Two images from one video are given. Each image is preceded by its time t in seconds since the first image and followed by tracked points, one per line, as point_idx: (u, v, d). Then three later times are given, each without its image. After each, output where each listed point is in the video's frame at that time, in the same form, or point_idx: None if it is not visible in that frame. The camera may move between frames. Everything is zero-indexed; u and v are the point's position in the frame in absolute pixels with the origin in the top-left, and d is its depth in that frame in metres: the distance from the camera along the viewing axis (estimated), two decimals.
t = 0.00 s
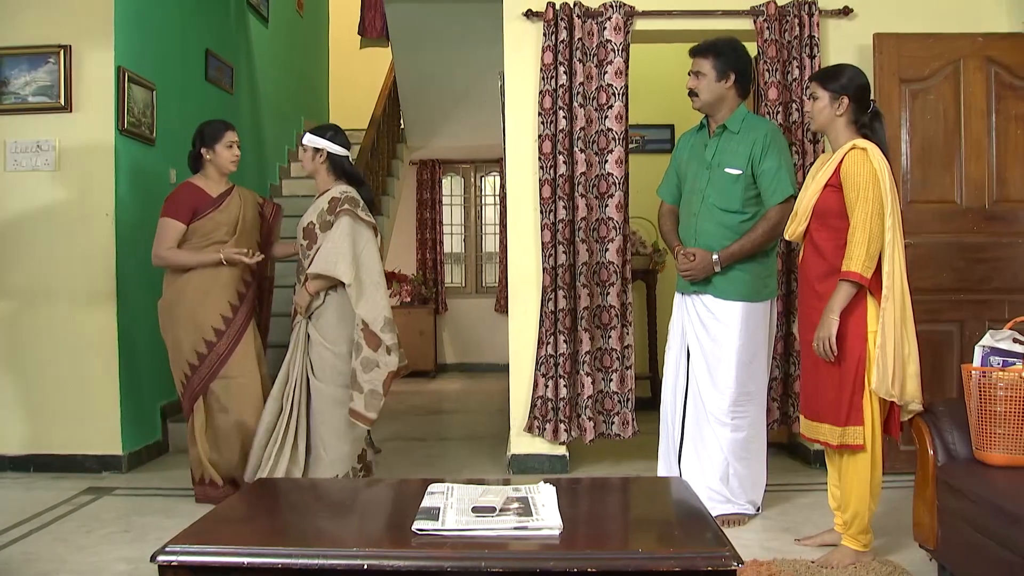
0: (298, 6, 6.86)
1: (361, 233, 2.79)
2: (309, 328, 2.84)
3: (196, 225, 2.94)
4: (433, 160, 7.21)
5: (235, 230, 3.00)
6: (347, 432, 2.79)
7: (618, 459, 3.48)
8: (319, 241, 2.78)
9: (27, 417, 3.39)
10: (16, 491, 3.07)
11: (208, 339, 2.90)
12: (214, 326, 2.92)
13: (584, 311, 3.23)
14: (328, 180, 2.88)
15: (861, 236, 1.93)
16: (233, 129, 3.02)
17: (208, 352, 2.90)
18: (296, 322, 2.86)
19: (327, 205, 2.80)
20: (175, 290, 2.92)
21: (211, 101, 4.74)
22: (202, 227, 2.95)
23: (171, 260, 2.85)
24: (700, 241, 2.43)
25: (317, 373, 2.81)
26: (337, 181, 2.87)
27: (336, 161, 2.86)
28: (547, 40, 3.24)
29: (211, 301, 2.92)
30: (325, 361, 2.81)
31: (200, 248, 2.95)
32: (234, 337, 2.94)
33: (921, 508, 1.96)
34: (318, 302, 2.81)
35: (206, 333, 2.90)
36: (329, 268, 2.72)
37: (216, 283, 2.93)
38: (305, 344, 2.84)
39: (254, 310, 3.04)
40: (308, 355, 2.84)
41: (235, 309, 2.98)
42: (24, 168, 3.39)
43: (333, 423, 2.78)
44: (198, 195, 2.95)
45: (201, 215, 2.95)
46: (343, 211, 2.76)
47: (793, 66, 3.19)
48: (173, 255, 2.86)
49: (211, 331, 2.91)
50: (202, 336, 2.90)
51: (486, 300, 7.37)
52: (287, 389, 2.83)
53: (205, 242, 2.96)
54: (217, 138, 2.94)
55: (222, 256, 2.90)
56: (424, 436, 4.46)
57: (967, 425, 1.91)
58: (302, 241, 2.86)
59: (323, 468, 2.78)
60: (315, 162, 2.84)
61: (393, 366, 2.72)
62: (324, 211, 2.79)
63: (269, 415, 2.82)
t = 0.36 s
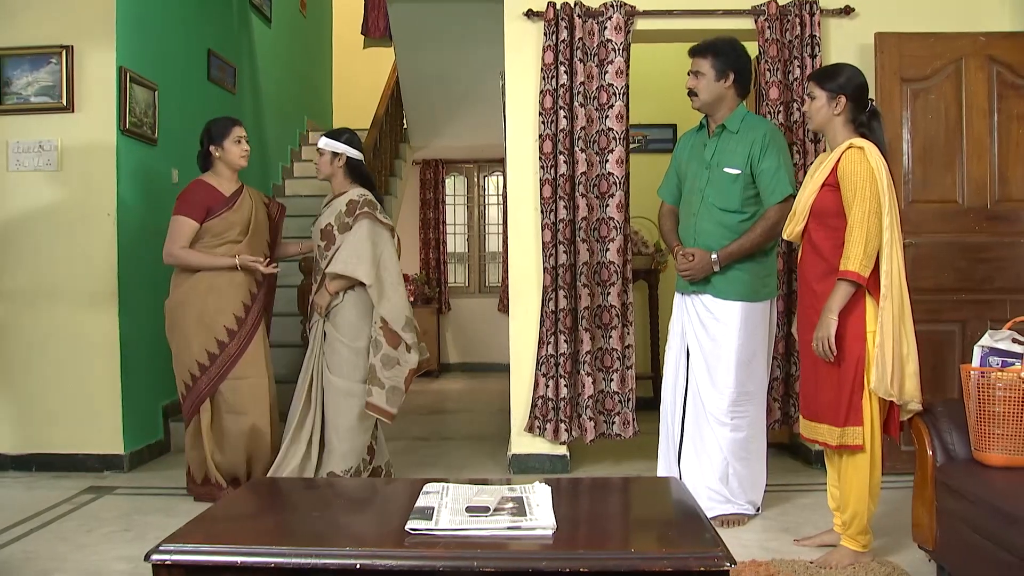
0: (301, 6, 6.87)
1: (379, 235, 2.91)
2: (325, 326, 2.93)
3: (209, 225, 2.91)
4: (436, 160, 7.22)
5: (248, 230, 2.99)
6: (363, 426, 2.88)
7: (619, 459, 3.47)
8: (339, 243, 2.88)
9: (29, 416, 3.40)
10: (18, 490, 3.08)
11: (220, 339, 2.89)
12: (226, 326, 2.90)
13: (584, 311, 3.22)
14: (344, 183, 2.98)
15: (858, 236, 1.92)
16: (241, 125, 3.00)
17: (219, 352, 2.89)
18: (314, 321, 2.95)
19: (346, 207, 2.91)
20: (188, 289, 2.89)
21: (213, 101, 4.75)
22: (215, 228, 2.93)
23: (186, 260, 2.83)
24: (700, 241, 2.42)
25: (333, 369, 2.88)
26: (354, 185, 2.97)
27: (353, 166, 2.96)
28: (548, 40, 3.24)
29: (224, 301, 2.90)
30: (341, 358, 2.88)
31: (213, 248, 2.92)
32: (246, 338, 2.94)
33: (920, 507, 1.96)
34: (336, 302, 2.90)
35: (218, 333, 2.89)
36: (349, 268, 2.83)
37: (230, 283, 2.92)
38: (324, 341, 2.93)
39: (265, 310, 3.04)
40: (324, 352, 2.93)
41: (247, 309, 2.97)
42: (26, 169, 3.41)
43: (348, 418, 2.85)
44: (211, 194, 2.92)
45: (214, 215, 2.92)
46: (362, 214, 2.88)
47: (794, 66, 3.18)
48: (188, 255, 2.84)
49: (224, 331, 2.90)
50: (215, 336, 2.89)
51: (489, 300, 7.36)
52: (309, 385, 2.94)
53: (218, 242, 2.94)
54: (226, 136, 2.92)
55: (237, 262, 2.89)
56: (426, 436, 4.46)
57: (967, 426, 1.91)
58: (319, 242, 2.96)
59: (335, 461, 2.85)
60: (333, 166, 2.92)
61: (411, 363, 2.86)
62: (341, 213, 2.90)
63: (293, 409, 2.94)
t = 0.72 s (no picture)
0: (300, 6, 6.87)
1: (393, 237, 2.99)
2: (334, 326, 2.97)
3: (213, 224, 2.90)
4: (436, 160, 7.21)
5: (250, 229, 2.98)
6: (372, 423, 2.94)
7: (617, 459, 3.47)
8: (354, 245, 2.94)
9: (27, 416, 3.40)
10: (16, 489, 3.09)
11: (221, 340, 2.88)
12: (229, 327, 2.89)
13: (582, 311, 3.22)
14: (354, 187, 3.03)
15: (851, 236, 1.93)
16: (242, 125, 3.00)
17: (221, 352, 2.88)
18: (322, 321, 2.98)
19: (358, 210, 2.96)
20: (191, 289, 2.86)
21: (212, 101, 4.75)
22: (219, 227, 2.92)
23: (193, 259, 2.82)
24: (695, 241, 2.42)
25: (344, 366, 2.93)
26: (365, 188, 3.03)
27: (365, 169, 3.02)
28: (545, 40, 3.24)
29: (226, 301, 2.89)
30: (353, 355, 2.94)
31: (218, 247, 2.91)
32: (248, 338, 2.93)
33: (915, 507, 1.95)
34: (347, 302, 2.95)
35: (220, 333, 2.88)
36: (367, 270, 2.91)
37: (232, 283, 2.91)
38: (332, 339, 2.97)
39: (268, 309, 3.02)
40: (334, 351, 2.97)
41: (249, 309, 2.95)
42: (24, 169, 3.41)
43: (360, 414, 2.90)
44: (215, 193, 2.92)
45: (218, 214, 2.91)
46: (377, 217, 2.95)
47: (791, 66, 3.18)
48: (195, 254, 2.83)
49: (225, 332, 2.88)
50: (216, 337, 2.87)
51: (489, 300, 7.35)
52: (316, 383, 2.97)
53: (222, 242, 2.93)
54: (227, 135, 2.92)
55: (244, 259, 2.88)
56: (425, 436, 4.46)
57: (961, 426, 1.91)
58: (328, 243, 3.01)
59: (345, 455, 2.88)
60: (345, 169, 2.97)
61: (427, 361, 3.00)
62: (354, 215, 2.96)
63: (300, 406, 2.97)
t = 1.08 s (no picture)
0: (302, 6, 6.88)
1: (406, 238, 3.01)
2: (347, 326, 2.97)
3: (225, 221, 2.88)
4: (439, 159, 7.19)
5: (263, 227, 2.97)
6: (391, 420, 2.96)
7: (616, 460, 3.47)
8: (367, 245, 2.95)
9: (28, 415, 3.41)
10: (16, 488, 3.10)
11: (236, 338, 2.86)
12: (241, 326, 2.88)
13: (581, 311, 3.22)
14: (362, 186, 3.03)
15: (847, 237, 1.93)
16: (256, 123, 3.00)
17: (234, 350, 2.86)
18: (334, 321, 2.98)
19: (370, 210, 2.97)
20: (204, 288, 2.85)
21: (213, 101, 4.77)
22: (230, 224, 2.89)
23: (204, 256, 2.78)
24: (694, 241, 2.42)
25: (360, 365, 2.94)
26: (374, 188, 3.05)
27: (374, 168, 3.05)
28: (544, 40, 3.24)
29: (240, 299, 2.88)
30: (368, 354, 2.95)
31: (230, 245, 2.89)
32: (261, 335, 2.92)
33: (914, 508, 1.95)
34: (362, 301, 2.96)
35: (233, 331, 2.86)
36: (383, 270, 2.93)
37: (244, 281, 2.90)
38: (345, 339, 2.97)
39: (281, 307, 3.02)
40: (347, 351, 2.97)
41: (262, 308, 2.94)
42: (25, 169, 3.42)
43: (378, 412, 2.93)
44: (226, 191, 2.90)
45: (229, 212, 2.89)
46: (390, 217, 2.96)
47: (791, 65, 3.17)
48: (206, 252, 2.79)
49: (238, 329, 2.87)
50: (230, 335, 2.86)
51: (491, 300, 7.35)
52: (329, 382, 2.97)
53: (234, 239, 2.90)
54: (241, 131, 2.92)
55: (252, 249, 2.83)
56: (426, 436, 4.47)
57: (958, 427, 1.90)
58: (339, 243, 3.00)
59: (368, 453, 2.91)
60: (356, 168, 2.97)
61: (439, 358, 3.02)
62: (367, 215, 2.96)
63: (312, 405, 2.96)
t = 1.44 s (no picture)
0: (302, 6, 6.89)
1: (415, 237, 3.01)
2: (358, 325, 2.97)
3: (236, 223, 2.83)
4: (439, 159, 7.17)
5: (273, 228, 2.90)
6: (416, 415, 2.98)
7: (614, 459, 3.47)
8: (377, 244, 2.94)
9: (25, 415, 3.42)
10: (14, 488, 3.10)
11: (246, 338, 2.84)
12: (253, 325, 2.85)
13: (578, 311, 3.22)
14: (369, 185, 3.03)
15: (841, 236, 1.93)
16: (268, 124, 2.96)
17: (244, 350, 2.83)
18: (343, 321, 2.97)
19: (379, 209, 2.97)
20: (213, 288, 2.82)
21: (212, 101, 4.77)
22: (242, 225, 2.84)
23: (213, 260, 2.75)
24: (689, 241, 2.42)
25: (374, 363, 2.95)
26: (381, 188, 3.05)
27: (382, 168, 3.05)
28: (541, 40, 3.24)
29: (249, 299, 2.84)
30: (381, 352, 2.95)
31: (240, 247, 2.84)
32: (272, 334, 2.89)
33: (907, 508, 1.96)
34: (374, 300, 2.97)
35: (244, 331, 2.83)
36: (395, 268, 2.93)
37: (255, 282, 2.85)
38: (356, 338, 2.97)
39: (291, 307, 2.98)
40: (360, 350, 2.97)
41: (273, 308, 2.90)
42: (23, 169, 3.43)
43: (399, 409, 2.94)
44: (239, 192, 2.85)
45: (241, 213, 2.84)
46: (399, 216, 2.96)
47: (789, 64, 3.17)
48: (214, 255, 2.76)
49: (249, 329, 2.84)
50: (240, 334, 2.83)
51: (492, 300, 7.35)
52: (341, 381, 2.96)
53: (244, 240, 2.86)
54: (253, 134, 2.88)
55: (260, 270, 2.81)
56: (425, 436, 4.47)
57: (952, 427, 1.90)
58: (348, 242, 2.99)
59: (405, 446, 2.93)
60: (365, 168, 2.97)
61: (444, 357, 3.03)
62: (376, 213, 2.96)
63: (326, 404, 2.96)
